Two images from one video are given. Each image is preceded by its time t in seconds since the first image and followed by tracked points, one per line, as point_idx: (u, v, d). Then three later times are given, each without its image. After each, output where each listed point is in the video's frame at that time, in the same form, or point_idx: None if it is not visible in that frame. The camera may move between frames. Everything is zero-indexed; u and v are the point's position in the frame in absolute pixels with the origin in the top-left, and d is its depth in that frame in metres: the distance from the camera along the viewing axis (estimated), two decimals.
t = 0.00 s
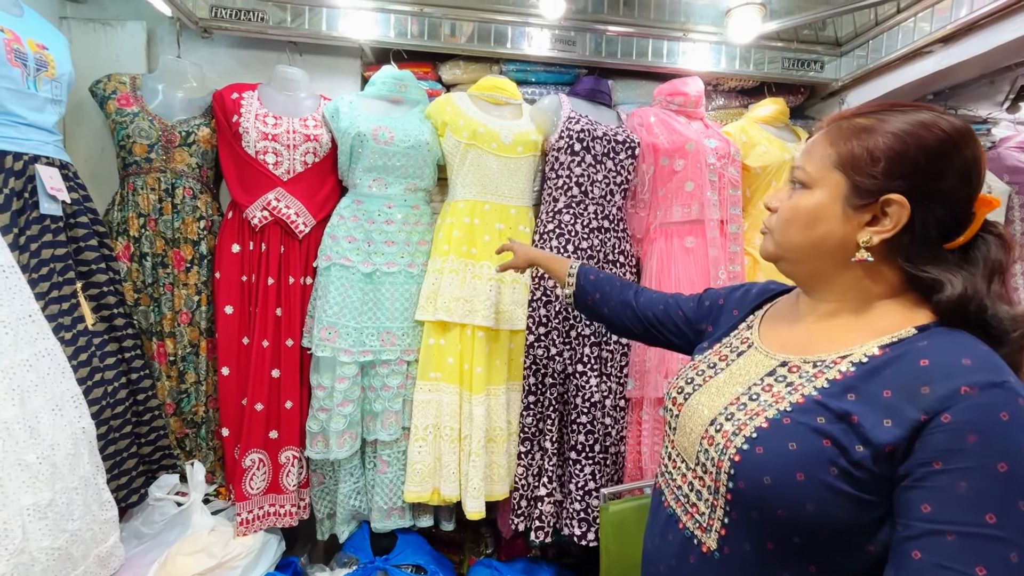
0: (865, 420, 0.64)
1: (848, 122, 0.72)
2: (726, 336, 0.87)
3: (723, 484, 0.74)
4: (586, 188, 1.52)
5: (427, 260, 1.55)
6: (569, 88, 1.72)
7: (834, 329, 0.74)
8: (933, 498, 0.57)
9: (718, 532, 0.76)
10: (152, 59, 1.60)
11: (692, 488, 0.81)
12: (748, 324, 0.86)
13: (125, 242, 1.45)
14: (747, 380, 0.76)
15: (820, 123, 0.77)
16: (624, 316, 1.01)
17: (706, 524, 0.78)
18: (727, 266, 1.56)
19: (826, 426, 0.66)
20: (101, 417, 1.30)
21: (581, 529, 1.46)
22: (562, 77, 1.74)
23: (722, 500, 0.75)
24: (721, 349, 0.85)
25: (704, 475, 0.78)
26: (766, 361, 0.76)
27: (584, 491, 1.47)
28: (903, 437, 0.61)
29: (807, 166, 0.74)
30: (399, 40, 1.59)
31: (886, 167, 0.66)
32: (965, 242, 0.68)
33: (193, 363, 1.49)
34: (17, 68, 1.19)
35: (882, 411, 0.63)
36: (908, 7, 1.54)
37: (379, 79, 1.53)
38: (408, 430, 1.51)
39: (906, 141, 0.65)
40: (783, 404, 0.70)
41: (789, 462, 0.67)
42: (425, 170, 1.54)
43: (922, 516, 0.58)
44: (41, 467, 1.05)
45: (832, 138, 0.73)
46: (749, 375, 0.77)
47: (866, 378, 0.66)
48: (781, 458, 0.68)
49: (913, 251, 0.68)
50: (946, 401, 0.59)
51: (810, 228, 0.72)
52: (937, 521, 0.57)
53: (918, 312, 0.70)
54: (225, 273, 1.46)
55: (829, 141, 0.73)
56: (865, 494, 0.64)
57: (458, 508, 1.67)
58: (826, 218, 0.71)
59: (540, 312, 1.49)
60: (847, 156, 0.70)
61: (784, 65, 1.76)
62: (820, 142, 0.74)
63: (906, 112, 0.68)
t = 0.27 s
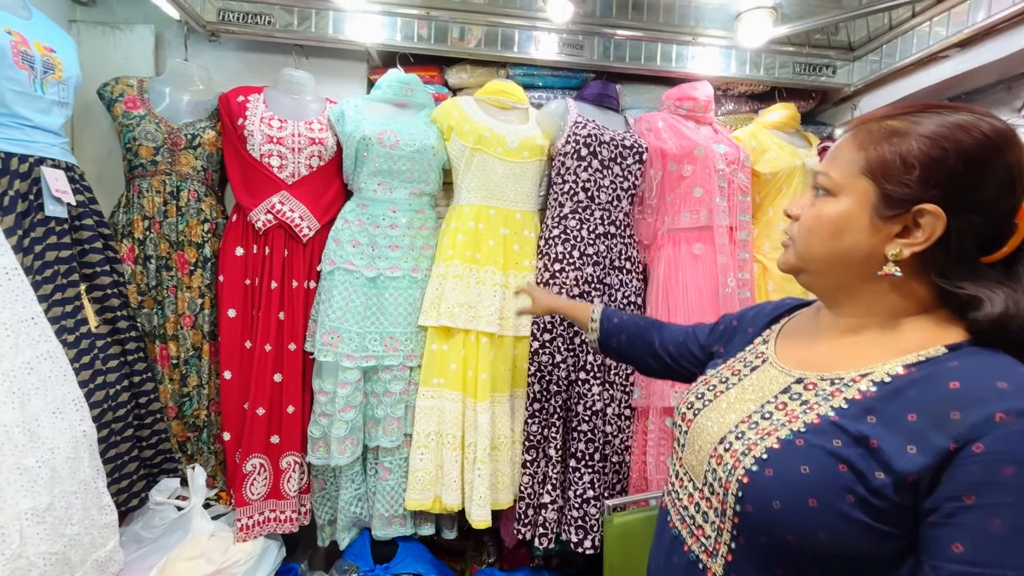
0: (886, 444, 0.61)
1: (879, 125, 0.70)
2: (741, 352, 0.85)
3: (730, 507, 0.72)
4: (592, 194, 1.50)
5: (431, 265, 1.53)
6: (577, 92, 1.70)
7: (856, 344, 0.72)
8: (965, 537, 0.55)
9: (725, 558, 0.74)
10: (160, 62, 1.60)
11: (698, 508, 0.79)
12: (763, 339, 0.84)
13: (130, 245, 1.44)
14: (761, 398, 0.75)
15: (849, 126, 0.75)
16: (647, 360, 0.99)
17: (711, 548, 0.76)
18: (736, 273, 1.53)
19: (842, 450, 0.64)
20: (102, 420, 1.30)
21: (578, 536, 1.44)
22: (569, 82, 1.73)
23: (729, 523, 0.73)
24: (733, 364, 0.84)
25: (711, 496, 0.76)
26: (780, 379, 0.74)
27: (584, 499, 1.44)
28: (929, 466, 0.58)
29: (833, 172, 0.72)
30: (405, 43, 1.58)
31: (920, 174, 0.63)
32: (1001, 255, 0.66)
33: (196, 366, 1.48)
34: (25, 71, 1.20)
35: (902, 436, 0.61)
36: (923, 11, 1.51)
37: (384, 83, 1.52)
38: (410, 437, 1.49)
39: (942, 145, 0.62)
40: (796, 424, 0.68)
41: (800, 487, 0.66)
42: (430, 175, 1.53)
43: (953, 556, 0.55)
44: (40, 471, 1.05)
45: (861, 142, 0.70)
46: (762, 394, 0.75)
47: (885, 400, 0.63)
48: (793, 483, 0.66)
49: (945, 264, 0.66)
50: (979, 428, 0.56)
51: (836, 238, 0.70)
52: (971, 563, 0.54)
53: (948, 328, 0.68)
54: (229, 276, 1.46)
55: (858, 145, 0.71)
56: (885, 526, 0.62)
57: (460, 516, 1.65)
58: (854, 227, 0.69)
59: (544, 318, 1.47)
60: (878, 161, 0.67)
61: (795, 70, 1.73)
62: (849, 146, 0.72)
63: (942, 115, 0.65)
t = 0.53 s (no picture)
0: (921, 451, 0.58)
1: (921, 113, 0.66)
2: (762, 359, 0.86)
3: (748, 519, 0.69)
4: (603, 191, 1.47)
5: (438, 263, 1.50)
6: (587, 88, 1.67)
7: (886, 346, 0.69)
8: (1018, 558, 0.53)
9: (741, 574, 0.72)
10: (166, 55, 1.58)
11: (713, 523, 0.76)
12: (783, 347, 0.83)
13: (134, 240, 1.43)
14: (781, 404, 0.72)
15: (886, 115, 0.71)
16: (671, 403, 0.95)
17: (729, 565, 0.73)
18: (750, 273, 1.50)
19: (869, 458, 0.61)
20: (105, 416, 1.28)
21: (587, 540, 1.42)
22: (580, 77, 1.69)
23: (748, 538, 0.70)
24: (751, 372, 0.83)
25: (728, 509, 0.73)
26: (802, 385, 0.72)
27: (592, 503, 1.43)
28: (971, 475, 0.55)
29: (869, 164, 0.68)
30: (413, 37, 1.55)
31: (969, 164, 0.59)
32: None
33: (199, 363, 1.47)
34: (28, 62, 1.18)
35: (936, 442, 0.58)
36: (947, 4, 1.46)
37: (392, 76, 1.49)
38: (415, 437, 1.46)
39: (993, 134, 0.58)
40: (820, 430, 0.66)
41: (823, 498, 0.63)
42: (438, 171, 1.50)
43: None
44: (40, 468, 1.03)
45: (901, 131, 0.67)
46: (781, 400, 0.72)
47: (919, 403, 0.60)
48: (816, 493, 0.63)
49: (987, 262, 0.63)
50: None
51: (869, 234, 0.67)
52: None
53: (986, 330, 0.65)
54: (233, 272, 1.44)
55: (898, 134, 0.67)
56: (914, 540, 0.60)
57: (464, 518, 1.62)
58: (889, 223, 0.65)
59: (553, 317, 1.45)
60: (920, 150, 0.64)
61: (812, 66, 1.69)
62: (888, 136, 0.68)
63: (991, 104, 0.61)
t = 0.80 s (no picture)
0: (919, 429, 0.59)
1: (907, 104, 0.67)
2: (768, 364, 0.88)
3: (755, 517, 0.70)
4: (613, 184, 1.46)
5: (446, 256, 1.50)
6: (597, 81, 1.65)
7: (888, 335, 0.69)
8: None
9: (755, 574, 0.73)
10: (176, 47, 1.58)
11: (724, 526, 0.78)
12: (788, 351, 0.87)
13: (144, 231, 1.43)
14: (783, 401, 0.75)
15: (873, 108, 0.72)
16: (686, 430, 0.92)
17: (744, 568, 0.74)
18: (762, 269, 1.48)
19: (869, 441, 0.62)
20: (115, 407, 1.29)
21: (596, 537, 1.41)
22: (590, 69, 1.67)
23: (759, 538, 0.71)
24: (756, 377, 0.86)
25: (737, 510, 0.74)
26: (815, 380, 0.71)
27: (601, 499, 1.41)
28: (970, 446, 0.56)
29: (861, 156, 0.69)
30: (423, 29, 1.54)
31: (963, 149, 0.60)
32: None
33: (207, 355, 1.47)
34: (39, 53, 1.18)
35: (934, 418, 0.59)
36: None
37: (401, 68, 1.48)
38: (423, 430, 1.46)
39: (984, 120, 0.59)
40: (819, 419, 0.67)
41: (825, 484, 0.64)
42: (446, 164, 1.49)
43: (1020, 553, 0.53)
44: (51, 458, 1.04)
45: (890, 122, 0.67)
46: (784, 397, 0.75)
47: (917, 381, 0.62)
48: (819, 479, 0.64)
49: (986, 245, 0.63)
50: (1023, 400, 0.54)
51: (868, 225, 0.67)
52: None
53: (989, 307, 0.65)
54: (241, 264, 1.44)
55: (886, 126, 0.68)
56: (922, 524, 0.60)
57: (471, 512, 1.62)
58: (887, 212, 0.65)
59: (561, 312, 1.43)
60: (911, 139, 0.64)
61: (827, 58, 1.66)
62: (876, 128, 0.69)
63: (976, 92, 0.63)
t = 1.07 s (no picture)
0: (954, 447, 0.56)
1: (903, 100, 0.67)
2: (773, 364, 0.83)
3: (770, 535, 0.67)
4: (612, 184, 1.46)
5: (446, 255, 1.50)
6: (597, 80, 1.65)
7: (902, 339, 0.67)
8: None
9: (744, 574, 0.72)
10: (176, 45, 1.59)
11: (728, 537, 0.74)
12: (794, 350, 0.82)
13: (144, 229, 1.43)
14: (796, 408, 0.70)
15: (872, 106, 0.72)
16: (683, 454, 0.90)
17: None
18: (761, 268, 1.48)
19: (898, 458, 0.59)
20: (115, 404, 1.29)
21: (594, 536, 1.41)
22: (590, 69, 1.67)
23: (771, 555, 0.68)
24: (761, 377, 0.81)
25: (747, 525, 0.71)
26: (819, 385, 0.70)
27: (600, 498, 1.41)
28: (1010, 469, 0.54)
29: (859, 154, 0.68)
30: (423, 27, 1.54)
31: (959, 139, 0.60)
32: None
33: (207, 352, 1.47)
34: (40, 50, 1.18)
35: (969, 434, 0.56)
36: None
37: (401, 67, 1.48)
38: (422, 429, 1.46)
39: (981, 108, 0.59)
40: (841, 432, 0.64)
41: (854, 505, 0.61)
42: (446, 162, 1.50)
43: None
44: (51, 454, 1.04)
45: (886, 118, 0.67)
46: (795, 404, 0.71)
47: (949, 395, 0.59)
48: (843, 498, 0.62)
49: (997, 238, 0.61)
50: None
51: (870, 221, 0.65)
52: None
53: (1003, 315, 0.63)
54: (241, 263, 1.44)
55: (883, 122, 0.67)
56: (953, 547, 0.58)
57: (470, 511, 1.62)
58: (889, 207, 0.64)
59: (560, 311, 1.44)
60: (909, 133, 0.64)
61: (827, 58, 1.66)
62: (872, 125, 0.68)
63: (975, 83, 0.62)
